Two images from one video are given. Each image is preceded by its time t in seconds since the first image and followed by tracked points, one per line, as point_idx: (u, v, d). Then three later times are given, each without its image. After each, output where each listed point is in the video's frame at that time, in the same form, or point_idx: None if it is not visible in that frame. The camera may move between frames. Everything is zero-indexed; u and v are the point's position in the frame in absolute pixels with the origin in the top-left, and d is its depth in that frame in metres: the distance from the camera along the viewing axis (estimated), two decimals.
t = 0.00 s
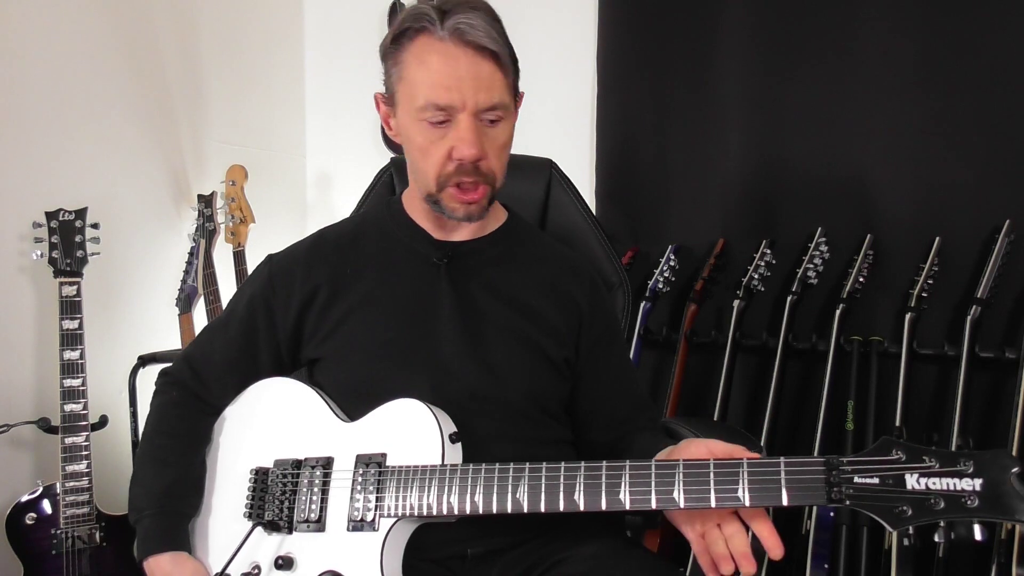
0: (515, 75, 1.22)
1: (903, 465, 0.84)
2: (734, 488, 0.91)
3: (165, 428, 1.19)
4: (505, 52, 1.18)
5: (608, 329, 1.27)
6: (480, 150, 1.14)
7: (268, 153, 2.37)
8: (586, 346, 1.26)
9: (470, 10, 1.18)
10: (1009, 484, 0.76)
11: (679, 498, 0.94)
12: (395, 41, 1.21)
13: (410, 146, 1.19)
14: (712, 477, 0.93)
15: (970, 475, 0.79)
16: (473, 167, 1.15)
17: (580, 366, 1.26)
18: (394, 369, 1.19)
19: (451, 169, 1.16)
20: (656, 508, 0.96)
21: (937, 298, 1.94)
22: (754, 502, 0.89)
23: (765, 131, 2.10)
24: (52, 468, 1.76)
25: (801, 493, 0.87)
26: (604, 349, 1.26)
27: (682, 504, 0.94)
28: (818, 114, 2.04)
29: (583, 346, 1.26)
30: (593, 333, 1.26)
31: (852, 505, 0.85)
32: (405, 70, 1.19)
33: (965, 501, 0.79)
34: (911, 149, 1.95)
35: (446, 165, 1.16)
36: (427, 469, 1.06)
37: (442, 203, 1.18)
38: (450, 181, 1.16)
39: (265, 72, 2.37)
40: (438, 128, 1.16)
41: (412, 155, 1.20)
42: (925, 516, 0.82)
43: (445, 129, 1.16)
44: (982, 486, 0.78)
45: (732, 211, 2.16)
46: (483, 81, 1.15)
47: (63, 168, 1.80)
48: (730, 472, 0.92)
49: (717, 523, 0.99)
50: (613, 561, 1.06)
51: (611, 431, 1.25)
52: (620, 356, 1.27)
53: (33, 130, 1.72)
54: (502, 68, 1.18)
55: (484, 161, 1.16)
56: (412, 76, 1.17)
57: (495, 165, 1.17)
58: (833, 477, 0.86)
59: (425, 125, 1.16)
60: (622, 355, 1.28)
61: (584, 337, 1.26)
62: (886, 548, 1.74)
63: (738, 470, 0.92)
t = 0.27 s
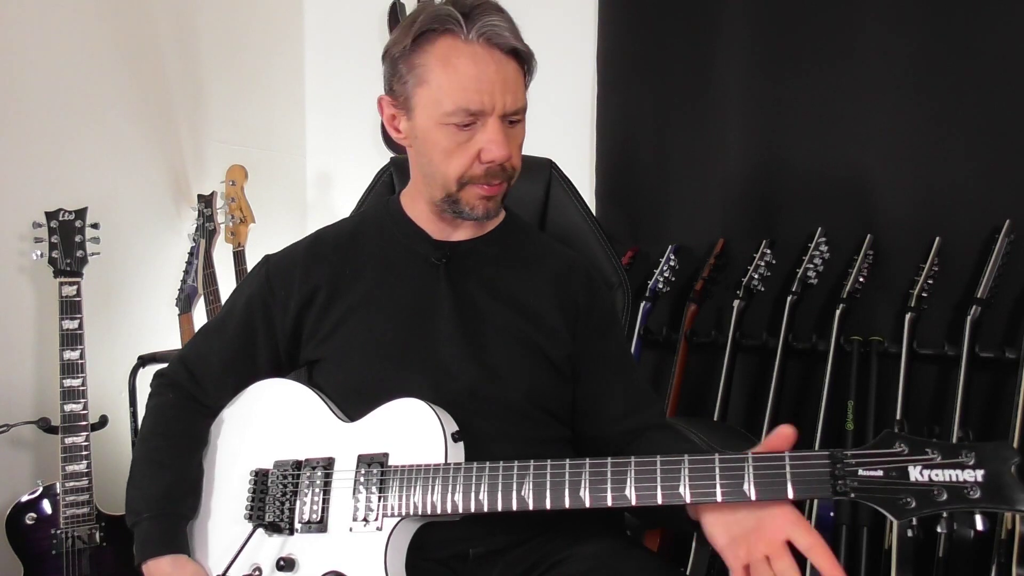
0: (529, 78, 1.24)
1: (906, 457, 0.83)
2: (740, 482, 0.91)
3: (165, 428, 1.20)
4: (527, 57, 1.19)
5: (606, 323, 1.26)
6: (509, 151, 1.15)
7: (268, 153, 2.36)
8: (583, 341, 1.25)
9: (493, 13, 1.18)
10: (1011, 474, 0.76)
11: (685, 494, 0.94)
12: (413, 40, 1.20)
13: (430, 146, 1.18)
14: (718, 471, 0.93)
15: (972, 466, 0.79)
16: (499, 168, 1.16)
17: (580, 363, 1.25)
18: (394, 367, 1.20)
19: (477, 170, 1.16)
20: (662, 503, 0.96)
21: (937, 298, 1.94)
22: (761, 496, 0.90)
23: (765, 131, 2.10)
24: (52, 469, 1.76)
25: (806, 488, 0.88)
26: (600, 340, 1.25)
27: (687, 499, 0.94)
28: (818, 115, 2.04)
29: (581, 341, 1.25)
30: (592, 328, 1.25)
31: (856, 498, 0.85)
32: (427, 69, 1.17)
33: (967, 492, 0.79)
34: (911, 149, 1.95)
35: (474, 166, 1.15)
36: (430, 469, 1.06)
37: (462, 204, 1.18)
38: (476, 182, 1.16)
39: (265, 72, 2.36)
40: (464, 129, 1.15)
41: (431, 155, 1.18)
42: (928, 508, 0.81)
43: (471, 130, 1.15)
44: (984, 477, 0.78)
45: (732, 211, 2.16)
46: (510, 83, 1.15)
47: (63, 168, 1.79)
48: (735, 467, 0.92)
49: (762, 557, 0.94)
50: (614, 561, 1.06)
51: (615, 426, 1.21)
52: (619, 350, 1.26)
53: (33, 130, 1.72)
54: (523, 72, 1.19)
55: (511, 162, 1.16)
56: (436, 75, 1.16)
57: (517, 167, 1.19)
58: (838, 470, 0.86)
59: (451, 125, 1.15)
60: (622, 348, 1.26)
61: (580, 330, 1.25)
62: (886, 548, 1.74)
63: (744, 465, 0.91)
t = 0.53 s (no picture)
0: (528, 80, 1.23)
1: (908, 463, 0.83)
2: (737, 488, 0.91)
3: (165, 426, 1.20)
4: (526, 60, 1.19)
5: (605, 319, 1.26)
6: (508, 155, 1.15)
7: (269, 154, 2.37)
8: (581, 338, 1.25)
9: (491, 16, 1.18)
10: (1016, 483, 0.77)
11: (681, 498, 0.94)
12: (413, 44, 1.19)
13: (430, 150, 1.18)
14: (716, 477, 0.93)
15: (976, 473, 0.79)
16: (499, 172, 1.16)
17: (579, 361, 1.25)
18: (393, 367, 1.20)
19: (477, 174, 1.16)
20: (659, 508, 0.96)
21: (937, 298, 1.94)
22: (757, 502, 0.90)
23: (765, 131, 2.10)
24: (52, 469, 1.76)
25: (804, 493, 0.88)
26: (599, 337, 1.25)
27: (684, 504, 0.94)
28: (818, 114, 2.04)
29: (580, 338, 1.25)
30: (590, 325, 1.25)
31: (856, 504, 0.84)
32: (426, 73, 1.17)
33: (971, 500, 0.79)
34: (911, 149, 1.95)
35: (473, 170, 1.15)
36: (429, 469, 1.06)
37: (461, 207, 1.18)
38: (475, 186, 1.16)
39: (266, 73, 2.37)
40: (463, 133, 1.15)
41: (430, 159, 1.18)
42: (930, 515, 0.81)
43: (470, 134, 1.15)
44: (989, 484, 0.78)
45: (732, 211, 2.15)
46: (509, 87, 1.15)
47: (63, 168, 1.80)
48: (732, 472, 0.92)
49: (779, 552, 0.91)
50: (613, 561, 1.06)
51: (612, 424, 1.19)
52: (619, 346, 1.25)
53: (33, 130, 1.72)
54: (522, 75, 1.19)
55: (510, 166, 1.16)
56: (435, 80, 1.16)
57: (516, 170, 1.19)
58: (837, 476, 0.86)
59: (450, 129, 1.15)
60: (623, 344, 1.26)
61: (577, 328, 1.25)
62: (886, 548, 1.74)
63: (741, 471, 0.92)
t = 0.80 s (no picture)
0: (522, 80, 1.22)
1: (910, 470, 0.83)
2: (737, 492, 0.92)
3: (165, 426, 1.20)
4: (518, 61, 1.18)
5: (605, 318, 1.26)
6: (501, 159, 1.15)
7: (269, 154, 2.37)
8: (581, 337, 1.25)
9: (482, 19, 1.17)
10: (1019, 491, 0.76)
11: (681, 502, 0.95)
12: (403, 48, 1.19)
13: (423, 154, 1.18)
14: (716, 483, 0.93)
15: (979, 481, 0.79)
16: (492, 175, 1.16)
17: (579, 361, 1.25)
18: (393, 366, 1.20)
19: (470, 178, 1.16)
20: (658, 511, 0.96)
21: (937, 298, 1.94)
22: (757, 506, 0.90)
23: (765, 131, 2.10)
24: (51, 468, 1.76)
25: (802, 500, 0.88)
26: (599, 337, 1.25)
27: (683, 508, 0.94)
28: (818, 114, 2.04)
29: (580, 337, 1.25)
30: (590, 325, 1.25)
31: (856, 510, 0.85)
32: (417, 78, 1.17)
33: (973, 507, 0.79)
34: (911, 149, 1.95)
35: (466, 174, 1.16)
36: (430, 470, 1.06)
37: (455, 210, 1.19)
38: (468, 189, 1.16)
39: (266, 72, 2.37)
40: (455, 138, 1.15)
41: (424, 163, 1.19)
42: (931, 523, 0.82)
43: (462, 138, 1.15)
44: (991, 492, 0.78)
45: (732, 211, 2.16)
46: (500, 91, 1.14)
47: (63, 169, 1.80)
48: (732, 476, 0.92)
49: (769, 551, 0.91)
50: (613, 561, 1.06)
51: (610, 425, 1.19)
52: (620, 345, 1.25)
53: (33, 130, 1.72)
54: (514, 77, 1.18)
55: (503, 169, 1.16)
56: (426, 84, 1.16)
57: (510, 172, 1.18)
58: (837, 482, 0.86)
59: (441, 134, 1.15)
60: (624, 342, 1.26)
61: (577, 322, 1.26)
62: (886, 548, 1.74)
63: (741, 474, 0.92)
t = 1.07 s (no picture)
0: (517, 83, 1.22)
1: (910, 476, 0.84)
2: (737, 498, 0.92)
3: (165, 426, 1.21)
4: (511, 64, 1.17)
5: (605, 319, 1.25)
6: (497, 164, 1.14)
7: (269, 153, 2.37)
8: (580, 339, 1.25)
9: (474, 24, 1.17)
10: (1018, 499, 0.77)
11: (680, 506, 0.94)
12: (396, 54, 1.19)
13: (419, 161, 1.18)
14: (715, 487, 0.93)
15: (978, 488, 0.80)
16: (489, 181, 1.15)
17: (579, 363, 1.25)
18: (393, 366, 1.20)
19: (467, 184, 1.16)
20: (657, 515, 0.96)
21: (937, 298, 1.94)
22: (756, 511, 0.90)
23: (765, 131, 2.10)
24: (51, 468, 1.76)
25: (801, 505, 0.88)
26: (600, 339, 1.24)
27: (682, 512, 0.94)
28: (818, 114, 2.04)
29: (580, 338, 1.25)
30: (589, 326, 1.25)
31: (856, 516, 0.85)
32: (411, 85, 1.17)
33: (971, 514, 0.80)
34: (911, 149, 1.95)
35: (463, 180, 1.15)
36: (429, 471, 1.06)
37: (453, 216, 1.19)
38: (466, 195, 1.16)
39: (265, 72, 2.36)
40: (451, 144, 1.15)
41: (420, 170, 1.19)
42: (930, 529, 0.82)
43: (458, 144, 1.15)
44: (990, 499, 0.79)
45: (732, 211, 2.16)
46: (495, 95, 1.14)
47: (63, 169, 1.80)
48: (731, 480, 0.92)
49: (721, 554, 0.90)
50: (612, 561, 1.06)
51: (610, 427, 1.20)
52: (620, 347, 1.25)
53: (33, 130, 1.72)
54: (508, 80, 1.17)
55: (500, 174, 1.16)
56: (419, 91, 1.15)
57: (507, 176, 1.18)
58: (836, 487, 0.86)
59: (437, 140, 1.15)
60: (624, 338, 1.25)
61: (576, 323, 1.25)
62: (886, 548, 1.74)
63: (740, 479, 0.91)
